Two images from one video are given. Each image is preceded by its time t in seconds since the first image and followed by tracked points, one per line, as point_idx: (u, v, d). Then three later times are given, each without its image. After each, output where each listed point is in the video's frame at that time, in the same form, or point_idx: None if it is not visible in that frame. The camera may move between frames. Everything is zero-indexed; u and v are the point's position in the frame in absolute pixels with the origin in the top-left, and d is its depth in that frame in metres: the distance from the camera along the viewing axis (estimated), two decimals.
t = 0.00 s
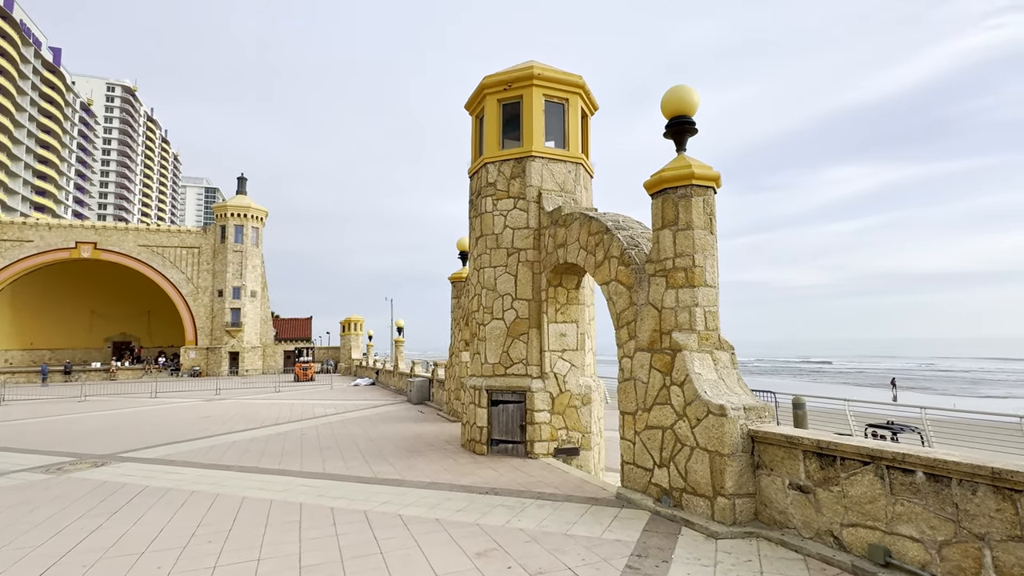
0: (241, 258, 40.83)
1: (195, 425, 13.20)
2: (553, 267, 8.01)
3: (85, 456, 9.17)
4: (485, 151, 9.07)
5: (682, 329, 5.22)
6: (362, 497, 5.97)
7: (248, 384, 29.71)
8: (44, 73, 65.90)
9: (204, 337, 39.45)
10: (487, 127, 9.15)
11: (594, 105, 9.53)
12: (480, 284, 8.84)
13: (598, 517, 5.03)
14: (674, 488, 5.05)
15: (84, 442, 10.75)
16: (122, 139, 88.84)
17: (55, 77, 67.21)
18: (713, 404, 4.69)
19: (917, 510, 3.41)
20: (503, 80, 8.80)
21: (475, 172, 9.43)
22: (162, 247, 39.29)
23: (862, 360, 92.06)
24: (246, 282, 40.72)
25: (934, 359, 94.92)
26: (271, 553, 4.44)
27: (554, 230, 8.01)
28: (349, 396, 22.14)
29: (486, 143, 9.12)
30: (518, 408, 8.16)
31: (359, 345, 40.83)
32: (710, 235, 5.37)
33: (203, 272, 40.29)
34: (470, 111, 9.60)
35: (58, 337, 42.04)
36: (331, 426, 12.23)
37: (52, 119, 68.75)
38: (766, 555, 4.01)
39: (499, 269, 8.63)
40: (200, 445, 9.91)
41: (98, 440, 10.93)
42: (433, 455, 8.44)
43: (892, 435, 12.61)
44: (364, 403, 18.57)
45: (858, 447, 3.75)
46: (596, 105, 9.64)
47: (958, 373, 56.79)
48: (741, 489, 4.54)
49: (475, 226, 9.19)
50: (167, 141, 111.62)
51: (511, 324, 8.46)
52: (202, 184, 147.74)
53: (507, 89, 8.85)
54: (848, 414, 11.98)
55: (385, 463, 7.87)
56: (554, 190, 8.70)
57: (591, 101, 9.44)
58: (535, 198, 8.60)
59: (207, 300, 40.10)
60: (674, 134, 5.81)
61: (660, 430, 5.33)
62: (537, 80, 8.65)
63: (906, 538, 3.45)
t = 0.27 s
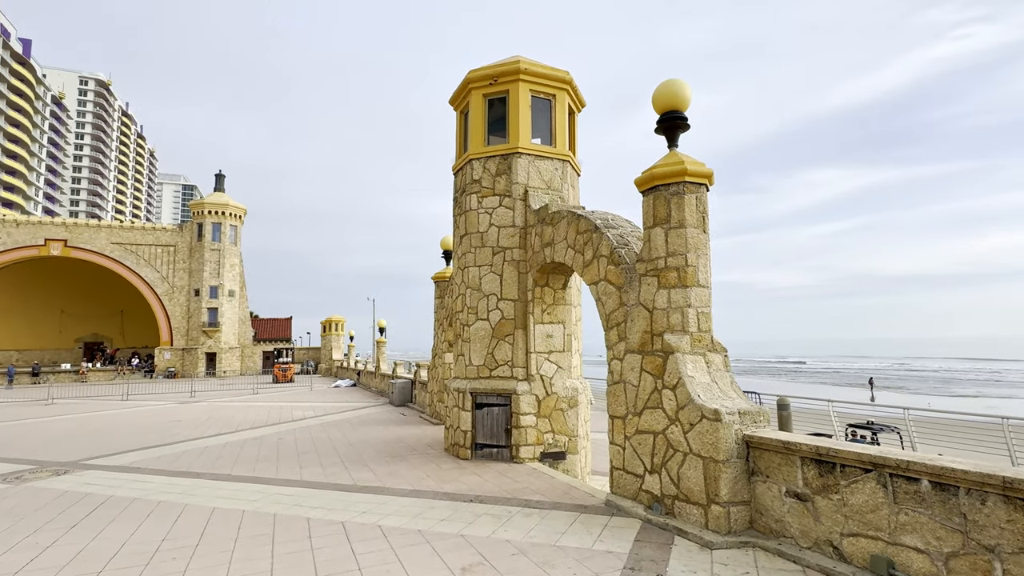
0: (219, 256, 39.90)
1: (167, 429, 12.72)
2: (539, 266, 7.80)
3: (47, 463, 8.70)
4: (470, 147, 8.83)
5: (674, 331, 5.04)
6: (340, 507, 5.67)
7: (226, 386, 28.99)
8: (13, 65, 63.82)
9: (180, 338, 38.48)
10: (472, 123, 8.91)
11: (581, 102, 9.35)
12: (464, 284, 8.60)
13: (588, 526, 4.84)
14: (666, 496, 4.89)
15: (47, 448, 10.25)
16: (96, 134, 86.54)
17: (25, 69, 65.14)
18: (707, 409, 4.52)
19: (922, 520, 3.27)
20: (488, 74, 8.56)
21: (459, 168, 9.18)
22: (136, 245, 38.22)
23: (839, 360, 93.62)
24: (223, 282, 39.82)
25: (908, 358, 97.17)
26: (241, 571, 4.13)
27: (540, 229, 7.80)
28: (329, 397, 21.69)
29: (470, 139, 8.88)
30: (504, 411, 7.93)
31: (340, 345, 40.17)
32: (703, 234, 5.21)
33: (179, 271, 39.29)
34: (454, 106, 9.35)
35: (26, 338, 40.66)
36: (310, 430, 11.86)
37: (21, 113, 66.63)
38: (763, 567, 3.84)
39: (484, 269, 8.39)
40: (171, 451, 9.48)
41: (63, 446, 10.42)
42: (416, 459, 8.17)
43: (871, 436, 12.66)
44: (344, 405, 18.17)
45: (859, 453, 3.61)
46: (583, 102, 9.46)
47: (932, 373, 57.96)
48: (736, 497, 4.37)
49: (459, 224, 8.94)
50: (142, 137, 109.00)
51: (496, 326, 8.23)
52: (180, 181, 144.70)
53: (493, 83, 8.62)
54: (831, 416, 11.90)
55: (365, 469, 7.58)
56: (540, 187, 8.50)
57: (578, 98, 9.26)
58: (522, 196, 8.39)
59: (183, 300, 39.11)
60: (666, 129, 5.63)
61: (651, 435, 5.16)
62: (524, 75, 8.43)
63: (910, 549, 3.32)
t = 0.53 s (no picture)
0: (198, 254, 38.99)
1: (141, 432, 12.25)
2: (529, 263, 7.59)
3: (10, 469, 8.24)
4: (458, 141, 8.58)
5: (671, 328, 4.87)
6: (320, 514, 5.38)
7: (204, 386, 28.31)
8: None
9: (157, 337, 37.55)
10: (460, 115, 8.67)
11: (571, 96, 9.17)
12: (451, 280, 8.35)
13: (582, 532, 4.65)
14: (662, 499, 4.71)
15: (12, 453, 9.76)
16: (70, 129, 84.28)
17: None
18: (706, 409, 4.36)
19: (936, 525, 3.12)
20: (477, 66, 8.33)
21: (447, 162, 8.93)
22: (112, 242, 37.21)
23: (819, 360, 94.87)
24: (202, 280, 38.93)
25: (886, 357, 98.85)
26: None
27: (530, 224, 7.59)
28: (311, 398, 21.24)
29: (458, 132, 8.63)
30: (491, 411, 7.71)
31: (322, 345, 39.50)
32: (700, 228, 5.05)
33: (156, 269, 38.32)
34: (442, 98, 9.10)
35: None
36: (290, 431, 11.50)
37: None
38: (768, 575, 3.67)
39: (472, 265, 8.16)
40: (143, 455, 9.07)
41: (28, 450, 9.94)
42: (400, 462, 7.90)
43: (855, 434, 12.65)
44: (326, 406, 17.77)
45: (866, 455, 3.47)
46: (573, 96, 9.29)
47: (910, 372, 58.87)
48: (736, 501, 4.21)
49: (446, 220, 8.69)
50: (119, 132, 106.48)
51: (483, 324, 8.00)
52: (158, 177, 141.74)
53: (481, 75, 8.38)
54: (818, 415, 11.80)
55: (347, 473, 7.29)
56: (530, 182, 8.30)
57: (568, 92, 9.08)
58: (510, 191, 8.17)
59: (160, 298, 38.16)
60: (662, 120, 5.45)
61: (646, 436, 4.99)
62: (513, 67, 8.21)
63: (921, 554, 3.18)
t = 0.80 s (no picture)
0: (178, 252, 38.13)
1: (117, 434, 11.81)
2: (522, 259, 7.37)
3: None
4: (448, 134, 8.33)
5: (673, 326, 4.69)
6: (304, 522, 5.09)
7: (184, 387, 27.63)
8: None
9: (135, 337, 36.66)
10: (450, 108, 8.41)
11: (564, 89, 8.97)
12: (441, 277, 8.10)
13: (581, 539, 4.45)
14: (664, 504, 4.53)
15: None
16: (45, 123, 82.07)
17: None
18: (712, 410, 4.17)
19: (959, 532, 2.96)
20: (468, 56, 8.08)
21: (436, 156, 8.67)
22: (88, 239, 36.25)
23: (800, 359, 96.22)
24: (183, 278, 38.08)
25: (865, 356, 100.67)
26: None
27: (523, 220, 7.37)
28: (295, 398, 20.80)
29: (448, 125, 8.38)
30: (482, 412, 7.48)
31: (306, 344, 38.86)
32: (703, 223, 4.88)
33: (134, 267, 37.39)
34: (431, 90, 8.84)
35: None
36: (273, 433, 11.13)
37: None
38: None
39: (462, 261, 7.92)
40: (117, 459, 8.66)
41: None
42: (388, 465, 7.63)
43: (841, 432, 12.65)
44: (311, 406, 17.37)
45: (882, 457, 3.30)
46: (566, 90, 9.09)
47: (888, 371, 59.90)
48: (743, 505, 4.04)
49: (435, 215, 8.44)
50: (97, 126, 104.09)
51: (475, 322, 7.76)
52: (137, 174, 138.91)
53: (472, 66, 8.13)
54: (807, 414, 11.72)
55: (333, 476, 7.00)
56: (523, 176, 8.09)
57: (561, 85, 8.88)
58: (502, 184, 7.95)
59: (139, 297, 37.25)
60: (662, 111, 5.26)
61: (647, 438, 4.80)
62: (506, 58, 7.98)
63: (943, 562, 3.02)
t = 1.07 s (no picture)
0: (159, 249, 37.27)
1: (92, 437, 11.38)
2: (515, 257, 7.15)
3: None
4: (438, 127, 8.07)
5: (675, 325, 4.50)
6: (286, 533, 4.81)
7: (165, 387, 26.98)
8: None
9: (114, 336, 35.81)
10: (441, 100, 8.16)
11: (557, 83, 8.76)
12: (431, 274, 7.85)
13: (580, 549, 4.24)
14: (666, 510, 4.35)
15: None
16: (21, 116, 79.97)
17: None
18: (718, 413, 3.99)
19: (986, 543, 2.80)
20: (460, 47, 7.83)
21: (426, 150, 8.41)
22: (65, 236, 35.38)
23: (784, 358, 96.97)
24: (164, 276, 37.23)
25: (848, 356, 102.04)
26: None
27: (517, 215, 7.15)
28: (280, 398, 20.35)
29: (439, 118, 8.13)
30: (474, 414, 7.25)
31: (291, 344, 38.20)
32: (705, 218, 4.69)
33: (113, 265, 36.52)
34: (421, 82, 8.57)
35: None
36: (256, 435, 10.79)
37: None
38: None
39: (453, 258, 7.67)
40: (90, 464, 8.28)
41: None
42: (375, 469, 7.36)
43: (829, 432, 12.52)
44: (296, 407, 16.99)
45: (900, 464, 3.14)
46: (559, 84, 8.88)
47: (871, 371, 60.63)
48: (751, 513, 3.86)
49: (425, 211, 8.19)
50: (76, 121, 101.79)
51: (466, 321, 7.53)
52: (117, 169, 136.09)
53: (464, 57, 7.88)
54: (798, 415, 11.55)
55: (318, 482, 6.71)
56: (515, 171, 7.87)
57: (554, 79, 8.67)
58: (495, 179, 7.72)
59: (118, 295, 36.38)
60: (663, 102, 5.06)
61: (648, 442, 4.62)
62: (498, 49, 7.74)
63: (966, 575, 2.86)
